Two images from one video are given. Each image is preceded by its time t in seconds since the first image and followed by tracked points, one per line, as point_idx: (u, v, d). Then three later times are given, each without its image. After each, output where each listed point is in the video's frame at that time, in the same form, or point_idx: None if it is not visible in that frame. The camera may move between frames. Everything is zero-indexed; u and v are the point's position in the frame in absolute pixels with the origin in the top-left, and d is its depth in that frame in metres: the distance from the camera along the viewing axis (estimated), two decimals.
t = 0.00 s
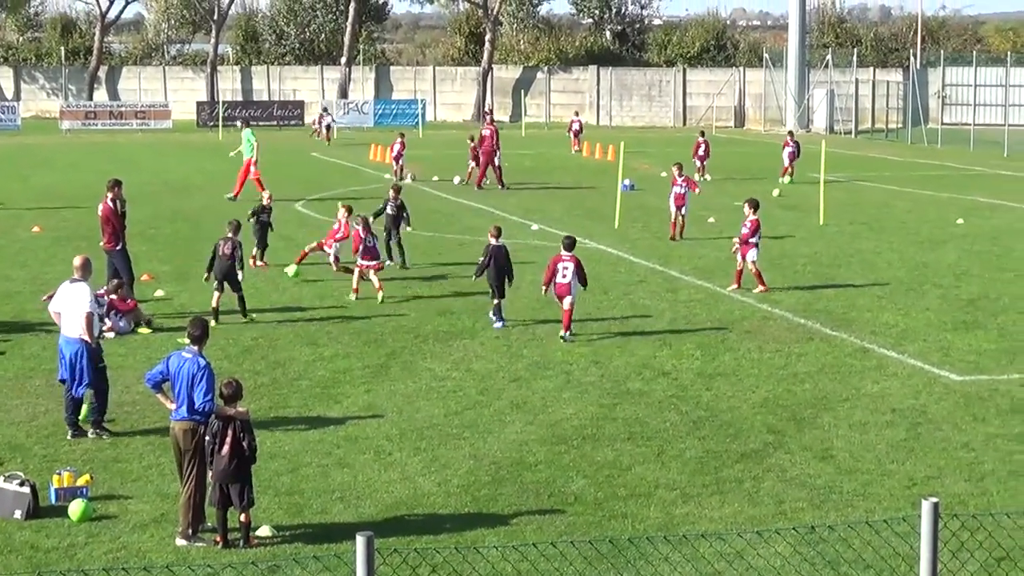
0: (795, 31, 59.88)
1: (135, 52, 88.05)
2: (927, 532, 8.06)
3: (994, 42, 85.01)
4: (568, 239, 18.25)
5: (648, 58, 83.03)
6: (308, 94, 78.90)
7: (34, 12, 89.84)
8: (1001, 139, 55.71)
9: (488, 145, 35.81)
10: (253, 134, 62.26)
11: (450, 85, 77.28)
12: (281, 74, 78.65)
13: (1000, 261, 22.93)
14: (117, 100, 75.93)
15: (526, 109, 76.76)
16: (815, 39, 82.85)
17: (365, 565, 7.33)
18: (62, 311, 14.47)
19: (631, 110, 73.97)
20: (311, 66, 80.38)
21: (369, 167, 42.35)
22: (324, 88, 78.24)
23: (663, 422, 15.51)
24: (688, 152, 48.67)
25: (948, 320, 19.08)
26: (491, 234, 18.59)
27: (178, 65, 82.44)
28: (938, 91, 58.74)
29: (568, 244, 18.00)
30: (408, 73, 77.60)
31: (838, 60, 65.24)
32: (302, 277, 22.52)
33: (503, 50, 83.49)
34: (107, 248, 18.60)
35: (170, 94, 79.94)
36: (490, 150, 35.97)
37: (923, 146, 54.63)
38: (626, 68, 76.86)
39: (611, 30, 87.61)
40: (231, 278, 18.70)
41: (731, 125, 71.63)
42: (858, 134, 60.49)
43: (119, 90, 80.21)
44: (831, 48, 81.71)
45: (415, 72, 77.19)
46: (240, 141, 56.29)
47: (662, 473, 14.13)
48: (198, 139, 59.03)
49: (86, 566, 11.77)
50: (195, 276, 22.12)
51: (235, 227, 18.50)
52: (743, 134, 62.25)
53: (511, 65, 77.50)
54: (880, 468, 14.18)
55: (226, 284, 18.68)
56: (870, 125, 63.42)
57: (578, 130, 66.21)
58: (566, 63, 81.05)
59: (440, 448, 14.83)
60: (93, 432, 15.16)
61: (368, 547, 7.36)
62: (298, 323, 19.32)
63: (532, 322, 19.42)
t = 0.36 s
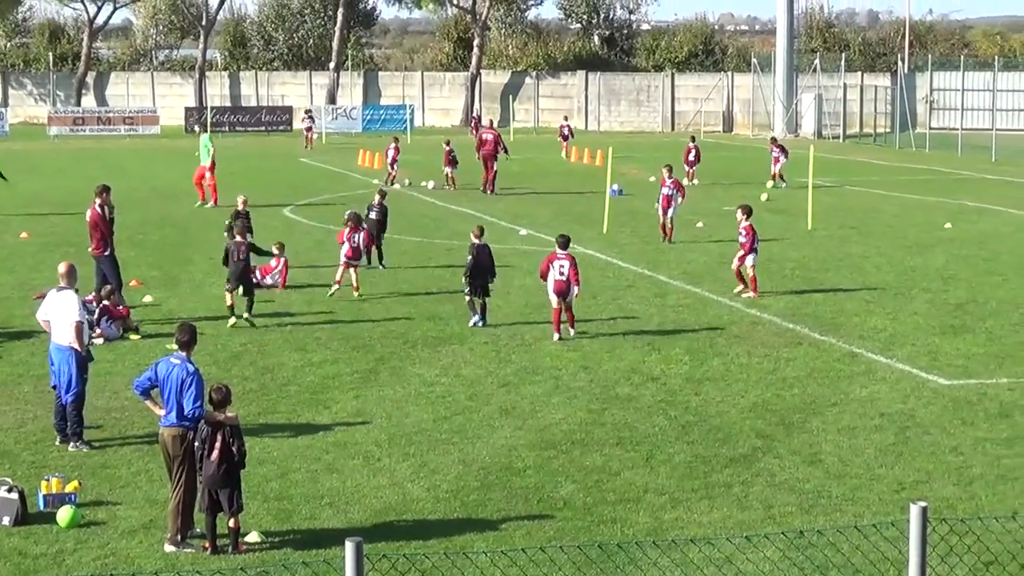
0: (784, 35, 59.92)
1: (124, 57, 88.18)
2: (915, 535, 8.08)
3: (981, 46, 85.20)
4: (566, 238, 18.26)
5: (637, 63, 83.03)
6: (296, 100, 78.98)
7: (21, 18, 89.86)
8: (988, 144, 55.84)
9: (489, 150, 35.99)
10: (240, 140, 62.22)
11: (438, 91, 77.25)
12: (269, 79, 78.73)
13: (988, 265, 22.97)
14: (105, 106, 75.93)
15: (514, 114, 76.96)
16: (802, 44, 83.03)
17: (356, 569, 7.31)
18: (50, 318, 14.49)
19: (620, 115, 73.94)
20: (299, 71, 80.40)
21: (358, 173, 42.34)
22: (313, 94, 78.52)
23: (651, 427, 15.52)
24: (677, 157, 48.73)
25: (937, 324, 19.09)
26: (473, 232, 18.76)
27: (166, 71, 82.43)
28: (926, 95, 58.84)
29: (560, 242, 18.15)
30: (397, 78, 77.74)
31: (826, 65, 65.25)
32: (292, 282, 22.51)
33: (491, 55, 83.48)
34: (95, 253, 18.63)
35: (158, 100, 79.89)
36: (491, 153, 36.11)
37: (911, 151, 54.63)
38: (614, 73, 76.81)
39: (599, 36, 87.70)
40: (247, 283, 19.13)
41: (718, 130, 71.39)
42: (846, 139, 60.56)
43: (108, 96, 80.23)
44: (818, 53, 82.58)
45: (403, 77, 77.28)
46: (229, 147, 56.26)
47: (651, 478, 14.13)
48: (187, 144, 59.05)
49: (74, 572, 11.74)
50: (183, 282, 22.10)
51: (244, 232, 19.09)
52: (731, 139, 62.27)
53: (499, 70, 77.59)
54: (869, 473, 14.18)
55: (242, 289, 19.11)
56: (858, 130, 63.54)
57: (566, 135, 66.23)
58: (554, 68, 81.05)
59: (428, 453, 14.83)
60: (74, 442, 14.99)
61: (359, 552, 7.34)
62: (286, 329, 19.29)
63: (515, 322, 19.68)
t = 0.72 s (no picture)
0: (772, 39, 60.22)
1: (112, 62, 88.30)
2: (906, 539, 8.05)
3: (970, 50, 85.21)
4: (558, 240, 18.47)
5: (626, 68, 83.20)
6: (285, 105, 78.94)
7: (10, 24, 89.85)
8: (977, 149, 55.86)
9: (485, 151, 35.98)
10: (230, 145, 62.26)
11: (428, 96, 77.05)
12: (258, 84, 78.82)
13: (977, 269, 22.99)
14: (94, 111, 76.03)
15: (504, 120, 77.14)
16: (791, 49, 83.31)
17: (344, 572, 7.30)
18: (41, 325, 14.51)
19: (609, 120, 73.95)
20: (288, 77, 80.52)
21: (348, 178, 42.33)
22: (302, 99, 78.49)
23: (641, 432, 15.52)
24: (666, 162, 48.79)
25: (926, 328, 19.12)
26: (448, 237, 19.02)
27: (155, 77, 82.51)
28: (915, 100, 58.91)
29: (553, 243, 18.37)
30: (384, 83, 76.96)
31: (815, 70, 65.34)
32: (281, 287, 22.52)
33: (480, 60, 83.58)
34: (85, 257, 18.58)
35: (147, 105, 79.99)
36: (487, 160, 36.15)
37: (900, 156, 54.69)
38: (603, 78, 76.89)
39: (588, 41, 88.09)
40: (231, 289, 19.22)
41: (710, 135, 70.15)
42: (835, 143, 60.75)
43: (97, 101, 80.32)
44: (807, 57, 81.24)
45: (392, 82, 77.30)
46: (219, 151, 56.26)
47: (641, 483, 14.13)
48: (176, 149, 59.06)
49: None
50: (172, 287, 22.09)
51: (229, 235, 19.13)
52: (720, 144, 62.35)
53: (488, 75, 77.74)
54: (858, 478, 14.19)
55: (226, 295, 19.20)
56: (847, 135, 63.66)
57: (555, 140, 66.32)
58: (543, 73, 81.14)
59: (418, 459, 14.82)
60: (63, 449, 14.96)
61: (345, 558, 7.33)
62: (276, 334, 19.28)
63: (500, 324, 19.87)
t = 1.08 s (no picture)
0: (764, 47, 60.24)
1: (104, 70, 88.41)
2: (896, 546, 8.05)
3: (961, 59, 85.40)
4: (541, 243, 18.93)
5: (617, 76, 83.28)
6: (276, 112, 79.04)
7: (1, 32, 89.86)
8: (968, 157, 55.97)
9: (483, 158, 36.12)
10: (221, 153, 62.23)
11: (419, 103, 77.28)
12: (250, 92, 78.85)
13: (968, 277, 23.04)
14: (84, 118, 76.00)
15: (495, 127, 76.91)
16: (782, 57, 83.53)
17: None
18: (33, 332, 14.45)
19: (600, 128, 73.96)
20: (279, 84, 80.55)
21: (339, 185, 42.31)
22: (293, 107, 78.35)
23: (633, 440, 15.51)
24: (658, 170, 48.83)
25: (917, 336, 19.13)
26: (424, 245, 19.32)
27: (146, 84, 82.51)
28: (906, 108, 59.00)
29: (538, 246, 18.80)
30: (377, 90, 77.95)
31: (806, 78, 65.40)
32: (272, 295, 22.52)
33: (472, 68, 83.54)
34: (74, 264, 18.76)
35: (138, 113, 79.97)
36: (485, 167, 36.21)
37: (891, 164, 54.75)
38: (595, 86, 76.91)
39: (579, 49, 88.47)
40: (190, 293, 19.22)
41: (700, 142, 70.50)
42: (826, 151, 60.78)
43: (88, 109, 80.24)
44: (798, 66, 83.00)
45: (383, 90, 77.28)
46: (211, 159, 56.23)
47: (632, 491, 14.12)
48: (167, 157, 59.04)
49: None
50: (163, 295, 22.08)
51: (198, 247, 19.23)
52: (712, 152, 62.36)
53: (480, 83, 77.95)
54: (850, 485, 14.18)
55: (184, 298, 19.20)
56: (838, 142, 63.75)
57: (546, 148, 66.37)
58: (534, 81, 81.15)
59: (410, 467, 14.81)
60: (54, 457, 14.94)
61: (337, 567, 7.29)
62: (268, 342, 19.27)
63: (490, 330, 19.97)
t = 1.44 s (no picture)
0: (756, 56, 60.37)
1: (95, 78, 88.43)
2: (888, 555, 8.05)
3: (953, 67, 85.62)
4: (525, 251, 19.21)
5: (609, 85, 83.35)
6: (269, 121, 79.07)
7: None
8: (960, 165, 55.98)
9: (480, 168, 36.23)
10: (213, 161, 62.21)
11: (411, 111, 77.30)
12: (242, 100, 78.88)
13: (960, 285, 23.07)
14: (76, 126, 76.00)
15: (487, 136, 76.83)
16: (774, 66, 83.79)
17: None
18: (24, 341, 14.46)
19: (593, 136, 74.03)
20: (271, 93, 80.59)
21: (330, 194, 42.32)
22: (285, 115, 78.66)
23: (625, 448, 15.51)
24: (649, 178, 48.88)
25: (909, 344, 19.15)
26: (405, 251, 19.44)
27: (139, 92, 82.53)
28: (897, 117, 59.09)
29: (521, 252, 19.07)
30: (369, 99, 77.50)
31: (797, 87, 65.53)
32: (264, 303, 22.52)
33: (463, 76, 83.75)
34: (65, 273, 18.72)
35: (130, 121, 80.00)
36: (483, 176, 36.32)
37: (883, 172, 54.79)
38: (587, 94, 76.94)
39: (571, 58, 88.60)
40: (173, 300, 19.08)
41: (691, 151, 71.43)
42: (818, 160, 60.86)
43: (80, 117, 80.17)
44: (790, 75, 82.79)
45: (375, 98, 77.18)
46: (201, 167, 56.19)
47: (623, 499, 14.11)
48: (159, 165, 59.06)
49: None
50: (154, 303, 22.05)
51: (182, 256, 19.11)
52: (704, 160, 62.42)
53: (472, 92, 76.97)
54: (841, 494, 14.18)
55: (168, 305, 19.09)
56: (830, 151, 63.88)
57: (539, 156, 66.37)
58: (527, 89, 81.23)
59: (402, 475, 14.81)
60: (45, 466, 14.90)
61: (328, 571, 7.22)
62: (260, 350, 19.26)
63: (483, 337, 20.06)
